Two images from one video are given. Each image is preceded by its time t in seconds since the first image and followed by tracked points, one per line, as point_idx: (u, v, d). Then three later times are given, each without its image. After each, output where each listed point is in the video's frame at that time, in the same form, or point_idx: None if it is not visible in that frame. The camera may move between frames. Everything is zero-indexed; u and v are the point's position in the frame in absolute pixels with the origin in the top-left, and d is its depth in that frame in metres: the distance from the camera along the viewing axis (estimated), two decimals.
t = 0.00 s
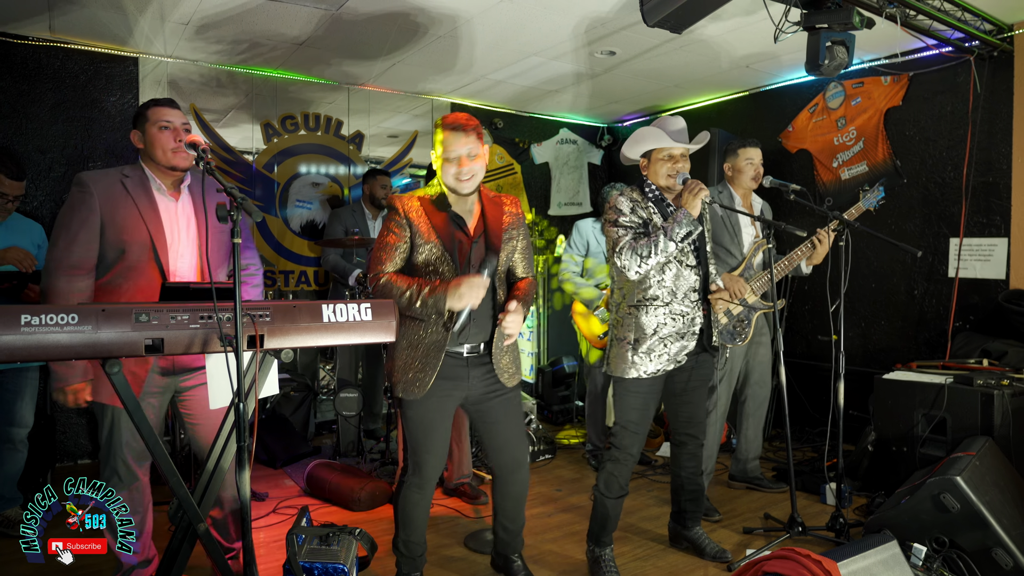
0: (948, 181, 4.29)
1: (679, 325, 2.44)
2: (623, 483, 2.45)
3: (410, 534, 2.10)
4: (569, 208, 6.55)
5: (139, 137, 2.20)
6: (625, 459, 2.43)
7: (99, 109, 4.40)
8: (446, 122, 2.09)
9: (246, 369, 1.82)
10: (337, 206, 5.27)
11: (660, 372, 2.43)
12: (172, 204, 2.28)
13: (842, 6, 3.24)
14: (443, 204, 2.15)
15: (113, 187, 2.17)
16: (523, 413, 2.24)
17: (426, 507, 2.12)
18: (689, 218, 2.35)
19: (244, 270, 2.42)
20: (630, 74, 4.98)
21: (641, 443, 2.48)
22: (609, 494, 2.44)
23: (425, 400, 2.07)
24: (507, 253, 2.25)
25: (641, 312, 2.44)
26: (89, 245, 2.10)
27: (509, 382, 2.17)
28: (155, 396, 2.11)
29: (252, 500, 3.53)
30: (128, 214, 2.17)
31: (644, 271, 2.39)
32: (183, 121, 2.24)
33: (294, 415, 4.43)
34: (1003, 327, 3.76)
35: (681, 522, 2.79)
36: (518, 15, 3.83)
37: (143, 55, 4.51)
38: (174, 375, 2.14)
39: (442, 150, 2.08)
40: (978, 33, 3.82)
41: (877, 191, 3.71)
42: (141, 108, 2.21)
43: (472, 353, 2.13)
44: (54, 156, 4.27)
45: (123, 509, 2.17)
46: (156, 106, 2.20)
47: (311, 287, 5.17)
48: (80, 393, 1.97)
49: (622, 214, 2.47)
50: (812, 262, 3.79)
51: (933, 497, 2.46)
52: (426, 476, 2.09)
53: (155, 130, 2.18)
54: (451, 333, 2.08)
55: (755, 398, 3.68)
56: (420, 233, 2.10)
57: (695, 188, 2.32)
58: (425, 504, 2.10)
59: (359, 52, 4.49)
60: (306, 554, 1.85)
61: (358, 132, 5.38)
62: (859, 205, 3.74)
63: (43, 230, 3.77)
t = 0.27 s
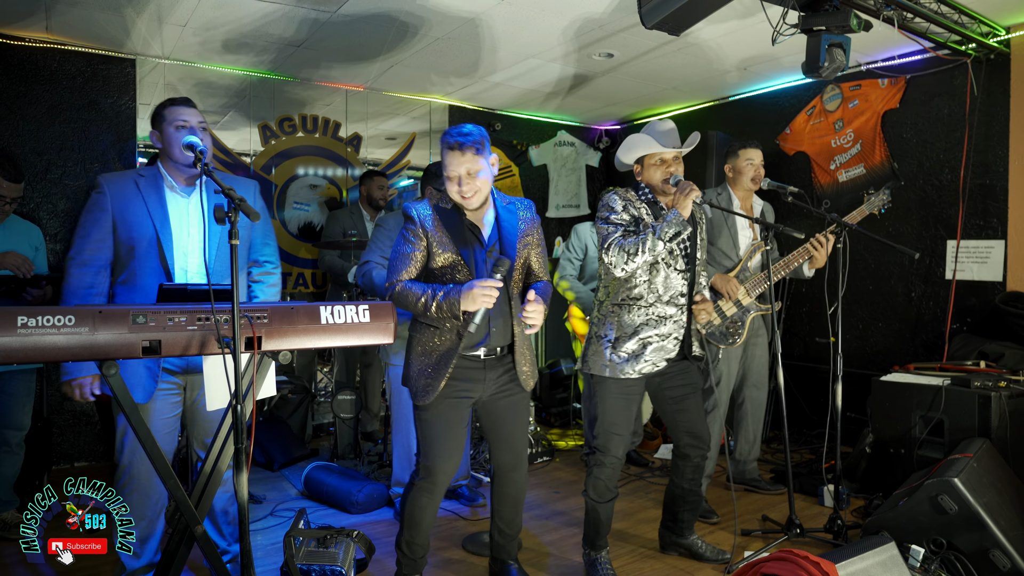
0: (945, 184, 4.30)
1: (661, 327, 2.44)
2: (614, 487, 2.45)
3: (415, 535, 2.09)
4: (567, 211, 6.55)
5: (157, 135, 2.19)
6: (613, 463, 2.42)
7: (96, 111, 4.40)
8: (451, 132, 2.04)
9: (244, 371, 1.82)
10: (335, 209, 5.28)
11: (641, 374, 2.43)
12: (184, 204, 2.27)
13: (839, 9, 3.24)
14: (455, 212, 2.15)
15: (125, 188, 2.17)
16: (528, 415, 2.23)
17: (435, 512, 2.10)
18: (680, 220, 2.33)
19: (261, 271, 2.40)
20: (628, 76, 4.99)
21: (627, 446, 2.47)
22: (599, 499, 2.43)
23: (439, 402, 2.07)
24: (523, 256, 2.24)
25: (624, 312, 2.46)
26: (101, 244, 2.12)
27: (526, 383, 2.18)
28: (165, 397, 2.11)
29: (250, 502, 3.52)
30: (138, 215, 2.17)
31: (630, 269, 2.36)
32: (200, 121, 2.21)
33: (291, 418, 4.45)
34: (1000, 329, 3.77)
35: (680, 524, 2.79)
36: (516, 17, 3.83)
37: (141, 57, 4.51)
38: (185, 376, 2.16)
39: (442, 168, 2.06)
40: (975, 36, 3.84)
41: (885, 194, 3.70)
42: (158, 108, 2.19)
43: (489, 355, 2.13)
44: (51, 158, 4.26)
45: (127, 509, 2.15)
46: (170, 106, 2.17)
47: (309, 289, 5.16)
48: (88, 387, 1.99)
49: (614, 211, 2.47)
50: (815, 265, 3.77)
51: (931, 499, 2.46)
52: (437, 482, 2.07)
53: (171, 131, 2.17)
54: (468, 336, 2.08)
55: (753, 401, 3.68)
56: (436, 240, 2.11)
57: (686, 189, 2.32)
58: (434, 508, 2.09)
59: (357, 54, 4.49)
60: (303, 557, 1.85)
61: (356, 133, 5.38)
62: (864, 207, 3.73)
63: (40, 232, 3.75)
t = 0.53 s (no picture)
0: (940, 184, 4.31)
1: (664, 328, 2.44)
2: (612, 484, 2.45)
3: (412, 536, 2.07)
4: (564, 211, 6.55)
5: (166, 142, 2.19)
6: (612, 458, 2.43)
7: (91, 111, 4.39)
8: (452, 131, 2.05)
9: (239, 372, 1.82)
10: (331, 209, 5.27)
11: (644, 375, 2.43)
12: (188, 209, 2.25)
13: (835, 10, 3.25)
14: (449, 209, 2.13)
15: (131, 194, 2.17)
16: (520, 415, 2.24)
17: (431, 512, 2.09)
18: (682, 220, 2.36)
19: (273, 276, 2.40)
20: (625, 76, 4.99)
21: (626, 443, 2.48)
22: (597, 494, 2.44)
23: (440, 403, 2.06)
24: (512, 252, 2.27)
25: (626, 313, 2.43)
26: (111, 254, 2.17)
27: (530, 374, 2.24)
28: (164, 397, 2.11)
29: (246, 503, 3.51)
30: (140, 221, 2.17)
31: (635, 272, 2.35)
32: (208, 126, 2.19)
33: (287, 419, 4.43)
34: (995, 329, 3.78)
35: (677, 523, 2.79)
36: (513, 17, 3.83)
37: (136, 57, 4.50)
38: (186, 376, 2.16)
39: (443, 160, 2.07)
40: (970, 37, 3.85)
41: (877, 200, 3.71)
42: (168, 113, 2.18)
43: (488, 352, 2.13)
44: (46, 158, 4.25)
45: (123, 509, 2.18)
46: (181, 112, 2.16)
47: (305, 290, 5.16)
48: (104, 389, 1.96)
49: (617, 215, 2.46)
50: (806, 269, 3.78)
51: (926, 498, 2.47)
52: (434, 482, 2.07)
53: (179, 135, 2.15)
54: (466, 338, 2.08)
55: (750, 401, 3.69)
56: (427, 238, 2.08)
57: (688, 190, 2.35)
58: (430, 508, 2.08)
59: (353, 54, 4.49)
60: (299, 558, 1.84)
61: (352, 134, 5.37)
62: (857, 213, 3.75)
63: (35, 232, 3.75)
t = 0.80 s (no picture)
0: (935, 183, 4.33)
1: (681, 328, 2.46)
2: (616, 483, 2.45)
3: (401, 540, 2.08)
4: (560, 210, 6.55)
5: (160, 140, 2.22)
6: (621, 459, 2.43)
7: (85, 109, 4.36)
8: (420, 131, 2.10)
9: (234, 371, 1.81)
10: (326, 208, 5.24)
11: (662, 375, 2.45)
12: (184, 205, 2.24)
13: (830, 9, 3.25)
14: (424, 213, 2.16)
15: (129, 190, 2.19)
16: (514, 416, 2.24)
17: (416, 516, 2.10)
18: (694, 221, 2.37)
19: (268, 276, 2.40)
20: (620, 75, 4.99)
21: (635, 443, 2.48)
22: (600, 493, 2.44)
23: (409, 408, 2.07)
24: (493, 262, 2.25)
25: (642, 316, 2.43)
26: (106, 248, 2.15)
27: (504, 385, 2.21)
28: (159, 397, 2.12)
29: (242, 502, 3.51)
30: (137, 217, 2.17)
31: (651, 275, 2.36)
32: (205, 124, 2.19)
33: (282, 416, 4.35)
34: (989, 328, 3.80)
35: (673, 522, 2.80)
36: (508, 16, 3.83)
37: (130, 55, 4.48)
38: (180, 376, 2.16)
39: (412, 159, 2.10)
40: (964, 37, 3.86)
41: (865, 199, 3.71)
42: (165, 110, 2.18)
43: (459, 362, 2.13)
44: (40, 156, 4.23)
45: (124, 508, 2.19)
46: (180, 109, 2.16)
47: (300, 289, 5.15)
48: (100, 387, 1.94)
49: (624, 220, 2.46)
50: (800, 266, 3.80)
51: (920, 497, 2.47)
52: (415, 487, 2.07)
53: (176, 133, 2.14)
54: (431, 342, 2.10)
55: (746, 399, 3.70)
56: (400, 242, 2.11)
57: (697, 190, 2.34)
58: (414, 514, 2.09)
59: (349, 52, 4.47)
60: (295, 557, 1.83)
61: (347, 133, 5.35)
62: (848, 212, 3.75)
63: (29, 231, 3.74)
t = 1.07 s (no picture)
0: (933, 182, 4.33)
1: (666, 321, 2.44)
2: (606, 482, 2.46)
3: (398, 533, 2.09)
4: (558, 209, 6.55)
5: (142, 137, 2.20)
6: (606, 458, 2.44)
7: (82, 108, 4.35)
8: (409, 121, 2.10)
9: (231, 370, 1.79)
10: (324, 206, 5.22)
11: (646, 368, 2.43)
12: (176, 203, 2.24)
13: (828, 8, 3.26)
14: (426, 202, 2.19)
15: (117, 185, 2.15)
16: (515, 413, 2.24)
17: (415, 509, 2.11)
18: (685, 217, 2.36)
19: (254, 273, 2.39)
20: (619, 74, 4.99)
21: (622, 442, 2.49)
22: (591, 494, 2.44)
23: (410, 398, 2.08)
24: (497, 253, 2.22)
25: (627, 307, 2.43)
26: (90, 242, 2.06)
27: (495, 383, 2.15)
28: (154, 397, 2.08)
29: (240, 501, 3.51)
30: (129, 212, 2.14)
31: (634, 263, 2.38)
32: (190, 122, 2.19)
33: (280, 416, 4.41)
34: (987, 327, 3.80)
35: (671, 521, 2.80)
36: (506, 15, 3.83)
37: (128, 53, 4.47)
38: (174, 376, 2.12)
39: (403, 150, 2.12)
40: (962, 36, 3.86)
41: (859, 196, 3.70)
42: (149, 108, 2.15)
43: (459, 353, 2.12)
44: (37, 155, 4.22)
45: (124, 508, 2.11)
46: (162, 108, 2.14)
47: (298, 287, 5.14)
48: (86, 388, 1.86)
49: (614, 206, 2.47)
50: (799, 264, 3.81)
51: (918, 496, 2.48)
52: (413, 477, 2.08)
53: (157, 135, 2.14)
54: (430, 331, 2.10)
55: (743, 398, 3.68)
56: (402, 230, 2.16)
57: (691, 185, 2.35)
58: (413, 503, 2.10)
59: (347, 51, 4.47)
60: (293, 555, 1.83)
61: (345, 132, 5.35)
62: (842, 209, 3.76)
63: (26, 229, 3.73)
